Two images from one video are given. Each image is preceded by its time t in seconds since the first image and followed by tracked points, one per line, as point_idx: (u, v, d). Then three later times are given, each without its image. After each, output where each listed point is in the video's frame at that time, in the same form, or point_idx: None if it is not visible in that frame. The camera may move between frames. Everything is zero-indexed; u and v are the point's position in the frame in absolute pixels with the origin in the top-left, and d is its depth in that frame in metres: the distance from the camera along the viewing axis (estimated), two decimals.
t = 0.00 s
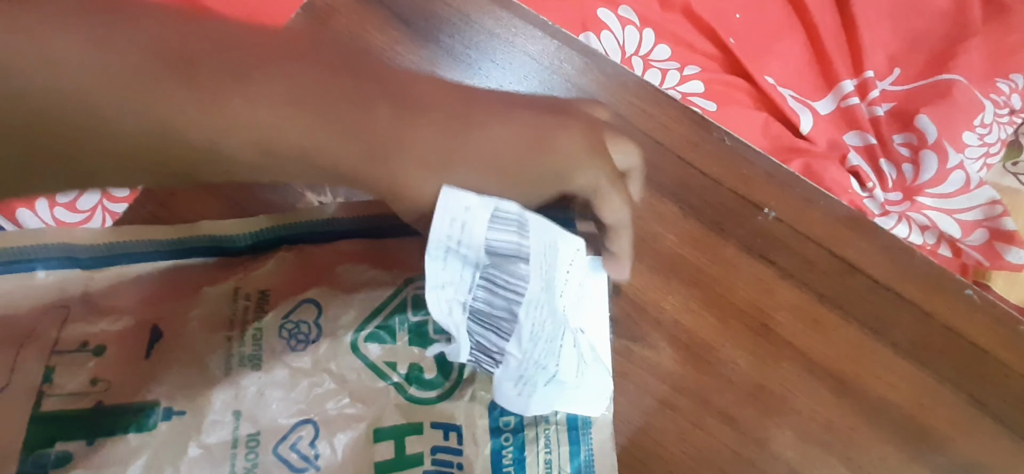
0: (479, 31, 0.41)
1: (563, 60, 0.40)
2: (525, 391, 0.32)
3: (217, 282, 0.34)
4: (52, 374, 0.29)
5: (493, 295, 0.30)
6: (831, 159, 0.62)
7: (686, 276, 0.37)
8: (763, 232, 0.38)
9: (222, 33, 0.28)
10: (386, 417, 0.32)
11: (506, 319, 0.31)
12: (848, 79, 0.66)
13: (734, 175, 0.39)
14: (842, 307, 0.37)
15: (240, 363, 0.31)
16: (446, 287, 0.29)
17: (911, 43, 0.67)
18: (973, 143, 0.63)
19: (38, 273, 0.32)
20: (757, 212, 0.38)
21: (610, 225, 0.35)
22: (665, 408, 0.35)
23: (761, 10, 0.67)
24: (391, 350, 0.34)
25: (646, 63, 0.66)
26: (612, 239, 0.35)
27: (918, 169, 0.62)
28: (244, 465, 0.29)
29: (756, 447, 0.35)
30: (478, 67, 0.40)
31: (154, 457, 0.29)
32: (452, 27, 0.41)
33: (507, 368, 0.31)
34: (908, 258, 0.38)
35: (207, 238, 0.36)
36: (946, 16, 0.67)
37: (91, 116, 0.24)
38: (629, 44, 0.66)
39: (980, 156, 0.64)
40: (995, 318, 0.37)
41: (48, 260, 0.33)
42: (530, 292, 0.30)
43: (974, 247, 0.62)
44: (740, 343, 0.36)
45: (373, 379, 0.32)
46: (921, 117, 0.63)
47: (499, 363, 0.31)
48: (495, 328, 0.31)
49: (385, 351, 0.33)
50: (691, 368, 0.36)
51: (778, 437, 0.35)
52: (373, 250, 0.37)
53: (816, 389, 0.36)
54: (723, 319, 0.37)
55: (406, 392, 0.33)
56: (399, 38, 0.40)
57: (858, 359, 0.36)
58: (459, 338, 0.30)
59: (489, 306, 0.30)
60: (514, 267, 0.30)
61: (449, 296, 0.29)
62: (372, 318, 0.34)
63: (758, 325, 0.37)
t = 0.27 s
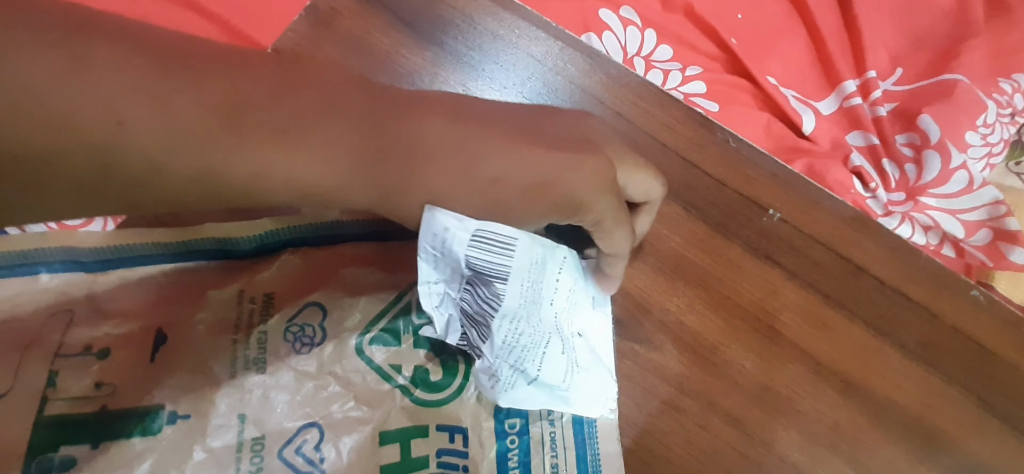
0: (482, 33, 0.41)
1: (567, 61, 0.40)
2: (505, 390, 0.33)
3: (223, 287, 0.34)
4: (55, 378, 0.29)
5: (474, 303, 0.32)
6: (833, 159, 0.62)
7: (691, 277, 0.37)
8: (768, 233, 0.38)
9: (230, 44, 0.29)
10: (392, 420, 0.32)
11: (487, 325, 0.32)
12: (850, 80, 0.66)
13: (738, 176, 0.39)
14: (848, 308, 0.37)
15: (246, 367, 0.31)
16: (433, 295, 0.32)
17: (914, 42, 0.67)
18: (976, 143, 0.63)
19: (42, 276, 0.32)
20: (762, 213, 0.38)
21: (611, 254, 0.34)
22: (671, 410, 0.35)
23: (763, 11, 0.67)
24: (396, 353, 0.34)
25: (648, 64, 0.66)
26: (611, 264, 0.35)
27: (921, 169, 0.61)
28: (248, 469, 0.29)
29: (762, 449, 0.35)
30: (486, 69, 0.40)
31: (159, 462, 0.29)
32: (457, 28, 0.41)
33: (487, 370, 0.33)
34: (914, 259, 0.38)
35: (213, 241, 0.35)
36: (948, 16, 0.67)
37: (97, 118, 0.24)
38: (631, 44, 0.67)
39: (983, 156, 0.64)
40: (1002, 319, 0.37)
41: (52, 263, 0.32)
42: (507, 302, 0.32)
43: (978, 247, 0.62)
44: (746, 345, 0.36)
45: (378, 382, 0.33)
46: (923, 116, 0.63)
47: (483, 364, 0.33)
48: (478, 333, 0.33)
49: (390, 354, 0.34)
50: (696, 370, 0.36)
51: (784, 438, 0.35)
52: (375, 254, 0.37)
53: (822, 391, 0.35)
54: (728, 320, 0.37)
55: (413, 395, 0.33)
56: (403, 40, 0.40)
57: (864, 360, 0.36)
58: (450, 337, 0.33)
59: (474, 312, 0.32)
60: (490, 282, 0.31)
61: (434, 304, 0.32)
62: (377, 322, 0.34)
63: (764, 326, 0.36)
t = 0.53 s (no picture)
0: (484, 34, 0.40)
1: (569, 63, 0.40)
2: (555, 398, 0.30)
3: (222, 289, 0.31)
4: (54, 382, 0.26)
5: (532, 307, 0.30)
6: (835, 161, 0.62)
7: (694, 281, 0.37)
8: (770, 236, 0.38)
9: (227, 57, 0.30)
10: (392, 424, 0.29)
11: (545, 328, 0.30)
12: (852, 81, 0.66)
13: (741, 179, 0.39)
14: (850, 312, 0.37)
15: (246, 369, 0.28)
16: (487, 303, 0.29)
17: (915, 43, 0.67)
18: (978, 145, 0.63)
19: (41, 279, 0.28)
20: (764, 216, 0.38)
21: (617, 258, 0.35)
22: (673, 414, 0.35)
23: (764, 12, 0.67)
24: (397, 355, 0.30)
25: (649, 65, 0.66)
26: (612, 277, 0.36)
27: (923, 170, 0.61)
28: None
29: (765, 453, 0.34)
30: (484, 70, 0.40)
31: (158, 468, 0.26)
32: (457, 29, 0.40)
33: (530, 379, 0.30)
34: (917, 263, 0.37)
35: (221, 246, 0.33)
36: (950, 18, 0.67)
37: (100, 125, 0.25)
38: (632, 45, 0.66)
39: (986, 157, 0.64)
40: (1005, 323, 0.36)
41: (51, 265, 0.29)
42: (563, 297, 0.31)
43: (980, 249, 0.62)
44: (748, 348, 0.36)
45: (378, 385, 0.29)
46: (925, 118, 0.62)
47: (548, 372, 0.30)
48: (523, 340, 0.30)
49: (391, 358, 0.30)
50: (699, 374, 0.36)
51: (786, 443, 0.35)
52: (382, 254, 0.34)
53: (825, 395, 0.35)
54: (730, 323, 0.36)
55: (413, 398, 0.29)
56: (404, 41, 0.40)
57: (867, 364, 0.36)
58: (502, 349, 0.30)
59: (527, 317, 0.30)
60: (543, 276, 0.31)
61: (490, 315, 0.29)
62: (378, 324, 0.31)
63: (766, 330, 0.36)
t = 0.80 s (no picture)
0: (482, 34, 0.40)
1: (567, 63, 0.40)
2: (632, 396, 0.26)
3: (222, 288, 0.31)
4: (55, 380, 0.27)
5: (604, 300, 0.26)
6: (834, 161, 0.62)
7: (692, 281, 0.37)
8: (769, 236, 0.38)
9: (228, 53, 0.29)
10: (392, 426, 0.29)
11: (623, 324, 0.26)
12: (851, 81, 0.66)
13: (739, 179, 0.39)
14: (849, 312, 0.37)
15: (246, 370, 0.29)
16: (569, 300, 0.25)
17: (915, 43, 0.67)
18: (978, 145, 0.63)
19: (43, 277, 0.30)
20: (763, 216, 0.38)
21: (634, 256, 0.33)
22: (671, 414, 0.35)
23: (763, 12, 0.67)
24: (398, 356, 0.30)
25: (648, 64, 0.66)
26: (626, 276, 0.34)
27: (922, 170, 0.61)
28: None
29: (763, 454, 0.34)
30: (482, 70, 0.40)
31: (156, 468, 0.26)
32: (455, 29, 0.40)
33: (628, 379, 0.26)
34: (916, 263, 0.37)
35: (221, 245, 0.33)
36: (949, 18, 0.67)
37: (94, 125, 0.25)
38: (631, 45, 0.66)
39: (985, 157, 0.64)
40: (1004, 324, 0.36)
41: (53, 263, 0.30)
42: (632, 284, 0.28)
43: (980, 249, 0.61)
44: (747, 348, 0.36)
45: (378, 386, 0.29)
46: (925, 118, 0.62)
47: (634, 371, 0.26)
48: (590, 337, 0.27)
49: (391, 358, 0.30)
50: (698, 374, 0.36)
51: (785, 443, 0.34)
52: (385, 254, 0.34)
53: (823, 395, 0.35)
54: (729, 323, 0.36)
55: (413, 400, 0.29)
56: (402, 41, 0.40)
57: (866, 365, 0.36)
58: (599, 349, 0.25)
59: (603, 312, 0.26)
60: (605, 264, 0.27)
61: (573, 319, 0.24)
62: (379, 325, 0.31)
63: (765, 330, 0.36)
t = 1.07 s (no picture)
0: (481, 35, 0.40)
1: (566, 63, 0.40)
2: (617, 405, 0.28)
3: (227, 288, 0.31)
4: (60, 378, 0.27)
5: (605, 312, 0.27)
6: (834, 160, 0.62)
7: (692, 281, 0.37)
8: (768, 235, 0.38)
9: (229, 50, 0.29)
10: (393, 426, 0.29)
11: (622, 334, 0.27)
12: (851, 80, 0.65)
13: (738, 178, 0.39)
14: (848, 311, 0.37)
15: (247, 368, 0.29)
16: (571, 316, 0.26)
17: (915, 43, 0.67)
18: (978, 144, 0.63)
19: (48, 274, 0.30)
20: (762, 215, 0.38)
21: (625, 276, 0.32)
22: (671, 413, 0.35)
23: (763, 12, 0.67)
24: (399, 357, 0.30)
25: (648, 65, 0.66)
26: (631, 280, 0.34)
27: (922, 170, 0.61)
28: None
29: (763, 453, 0.34)
30: (482, 71, 0.40)
31: (159, 467, 0.26)
32: (454, 29, 0.40)
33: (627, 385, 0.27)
34: (916, 263, 0.37)
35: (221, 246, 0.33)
36: (950, 17, 0.67)
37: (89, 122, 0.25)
38: (631, 45, 0.66)
39: (985, 157, 0.64)
40: (1003, 323, 0.36)
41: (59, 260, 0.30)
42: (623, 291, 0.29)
43: (980, 248, 0.61)
44: (747, 347, 0.36)
45: (380, 386, 0.29)
46: (925, 118, 0.62)
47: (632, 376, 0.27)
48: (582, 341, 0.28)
49: (393, 359, 0.30)
50: (698, 373, 0.35)
51: (784, 442, 0.34)
52: (386, 256, 0.34)
53: (823, 394, 0.35)
54: (729, 323, 0.36)
55: (413, 401, 0.29)
56: (402, 42, 0.40)
57: (865, 364, 0.36)
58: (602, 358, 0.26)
59: (605, 324, 0.27)
60: (607, 275, 0.27)
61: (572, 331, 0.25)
62: (381, 326, 0.31)
63: (765, 330, 0.36)
